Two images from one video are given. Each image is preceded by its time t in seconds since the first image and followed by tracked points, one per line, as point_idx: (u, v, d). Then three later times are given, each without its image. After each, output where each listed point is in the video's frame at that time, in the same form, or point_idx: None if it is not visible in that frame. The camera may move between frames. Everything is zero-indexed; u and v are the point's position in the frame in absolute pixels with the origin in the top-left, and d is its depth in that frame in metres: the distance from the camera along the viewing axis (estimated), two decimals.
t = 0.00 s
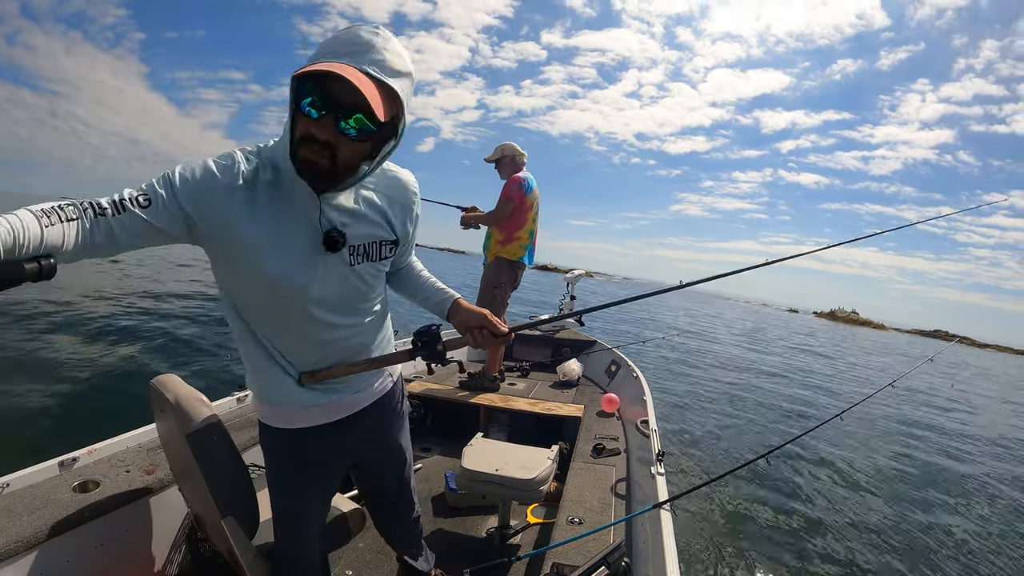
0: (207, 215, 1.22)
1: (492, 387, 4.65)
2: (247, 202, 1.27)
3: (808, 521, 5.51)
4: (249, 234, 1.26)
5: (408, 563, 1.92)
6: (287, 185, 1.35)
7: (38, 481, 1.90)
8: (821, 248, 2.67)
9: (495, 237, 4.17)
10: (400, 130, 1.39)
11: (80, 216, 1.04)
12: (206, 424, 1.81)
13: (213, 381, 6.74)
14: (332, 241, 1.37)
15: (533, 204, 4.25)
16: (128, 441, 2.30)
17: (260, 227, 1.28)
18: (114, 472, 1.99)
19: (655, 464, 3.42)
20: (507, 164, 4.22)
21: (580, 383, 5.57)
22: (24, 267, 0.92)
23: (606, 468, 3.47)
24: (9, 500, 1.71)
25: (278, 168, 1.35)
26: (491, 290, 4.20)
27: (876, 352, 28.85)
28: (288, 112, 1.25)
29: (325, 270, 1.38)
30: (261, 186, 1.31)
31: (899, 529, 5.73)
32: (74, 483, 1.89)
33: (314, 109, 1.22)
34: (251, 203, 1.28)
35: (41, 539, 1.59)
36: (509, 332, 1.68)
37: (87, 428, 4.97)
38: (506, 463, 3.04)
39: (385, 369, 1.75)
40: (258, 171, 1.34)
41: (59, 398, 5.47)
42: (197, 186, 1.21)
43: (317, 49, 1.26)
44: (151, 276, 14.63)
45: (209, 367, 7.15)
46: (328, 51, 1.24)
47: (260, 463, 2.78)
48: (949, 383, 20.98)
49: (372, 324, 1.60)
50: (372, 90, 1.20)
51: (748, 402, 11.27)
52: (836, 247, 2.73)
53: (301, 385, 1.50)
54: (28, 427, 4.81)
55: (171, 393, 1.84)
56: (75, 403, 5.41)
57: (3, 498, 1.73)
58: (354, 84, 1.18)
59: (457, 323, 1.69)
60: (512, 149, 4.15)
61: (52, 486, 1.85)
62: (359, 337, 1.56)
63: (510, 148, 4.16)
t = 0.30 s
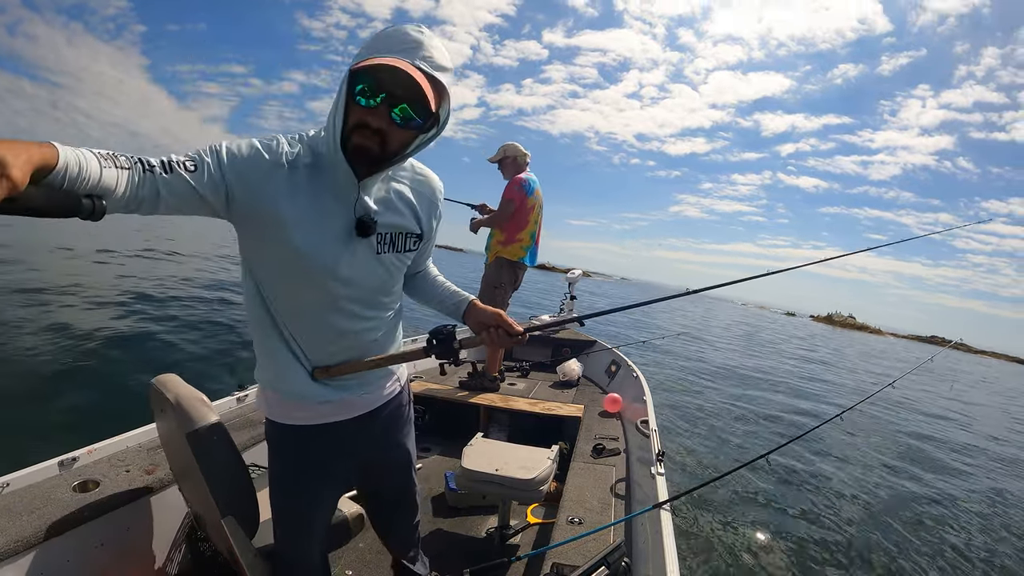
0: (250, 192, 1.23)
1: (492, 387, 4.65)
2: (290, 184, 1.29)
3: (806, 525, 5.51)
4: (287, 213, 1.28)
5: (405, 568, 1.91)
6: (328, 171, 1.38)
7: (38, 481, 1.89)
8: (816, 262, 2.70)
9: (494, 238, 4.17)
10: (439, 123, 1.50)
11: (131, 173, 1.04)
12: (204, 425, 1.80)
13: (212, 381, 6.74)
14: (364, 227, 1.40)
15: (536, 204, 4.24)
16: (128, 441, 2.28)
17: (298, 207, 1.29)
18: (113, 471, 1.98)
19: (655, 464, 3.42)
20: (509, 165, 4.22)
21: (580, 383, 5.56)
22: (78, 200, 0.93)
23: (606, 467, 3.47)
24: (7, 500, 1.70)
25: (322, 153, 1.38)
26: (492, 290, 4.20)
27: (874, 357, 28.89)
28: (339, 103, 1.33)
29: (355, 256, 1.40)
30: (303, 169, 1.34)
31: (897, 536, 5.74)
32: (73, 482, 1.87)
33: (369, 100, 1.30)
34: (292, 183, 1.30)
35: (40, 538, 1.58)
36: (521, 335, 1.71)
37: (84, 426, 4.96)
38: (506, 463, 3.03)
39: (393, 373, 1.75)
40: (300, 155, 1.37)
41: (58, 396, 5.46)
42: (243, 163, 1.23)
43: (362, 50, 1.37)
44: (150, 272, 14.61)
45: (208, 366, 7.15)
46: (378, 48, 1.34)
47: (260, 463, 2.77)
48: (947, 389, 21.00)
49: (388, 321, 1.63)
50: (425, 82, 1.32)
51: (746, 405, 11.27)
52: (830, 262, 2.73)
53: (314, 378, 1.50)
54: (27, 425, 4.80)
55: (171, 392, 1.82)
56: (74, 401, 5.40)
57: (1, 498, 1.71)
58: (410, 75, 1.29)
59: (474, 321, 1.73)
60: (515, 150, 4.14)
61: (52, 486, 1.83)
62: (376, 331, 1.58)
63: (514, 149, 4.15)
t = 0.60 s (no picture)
0: (297, 169, 1.32)
1: (492, 387, 4.65)
2: (333, 168, 1.39)
3: (807, 524, 5.52)
4: (326, 193, 1.36)
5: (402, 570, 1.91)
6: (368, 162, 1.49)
7: (38, 480, 1.88)
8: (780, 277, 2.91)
9: (495, 237, 4.18)
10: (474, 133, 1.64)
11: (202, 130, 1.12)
12: (205, 423, 1.80)
13: (212, 385, 6.73)
14: (397, 214, 1.50)
15: (536, 204, 4.23)
16: (128, 441, 2.28)
17: (338, 188, 1.38)
18: (114, 471, 1.98)
19: (655, 464, 3.42)
20: (512, 166, 4.20)
21: (580, 383, 5.56)
22: (156, 142, 0.98)
23: (606, 468, 3.47)
24: (6, 499, 1.69)
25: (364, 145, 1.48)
26: (492, 290, 4.19)
27: (873, 355, 28.88)
28: (393, 108, 1.41)
29: (385, 243, 1.48)
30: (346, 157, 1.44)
31: (899, 535, 5.74)
32: (74, 482, 1.87)
33: (425, 113, 1.41)
34: (335, 168, 1.39)
35: (40, 538, 1.57)
36: (537, 332, 1.82)
37: (83, 430, 4.94)
38: (506, 463, 3.03)
39: (399, 372, 1.77)
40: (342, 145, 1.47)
41: (57, 398, 5.44)
42: (292, 144, 1.33)
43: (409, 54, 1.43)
44: (149, 273, 14.57)
45: (208, 368, 7.13)
46: (428, 59, 1.41)
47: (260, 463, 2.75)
48: (948, 388, 20.98)
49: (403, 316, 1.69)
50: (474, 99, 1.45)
51: (747, 404, 11.27)
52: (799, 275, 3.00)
53: (328, 370, 1.51)
54: (25, 428, 4.78)
55: (171, 392, 1.81)
56: (72, 403, 5.38)
57: (0, 498, 1.70)
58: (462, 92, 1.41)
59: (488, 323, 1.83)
60: (517, 149, 4.11)
61: (52, 485, 1.83)
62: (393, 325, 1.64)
63: (518, 146, 4.13)
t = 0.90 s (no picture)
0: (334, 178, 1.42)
1: (492, 387, 4.68)
2: (365, 174, 1.50)
3: (810, 515, 5.55)
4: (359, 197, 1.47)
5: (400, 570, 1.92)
6: (394, 168, 1.61)
7: (38, 481, 1.90)
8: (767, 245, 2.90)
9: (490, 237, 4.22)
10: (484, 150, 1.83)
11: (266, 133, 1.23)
12: (204, 424, 1.82)
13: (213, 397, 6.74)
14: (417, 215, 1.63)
15: (530, 204, 4.26)
16: (128, 442, 2.30)
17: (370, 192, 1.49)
18: (114, 471, 2.00)
19: (655, 465, 3.45)
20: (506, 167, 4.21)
21: (580, 382, 5.59)
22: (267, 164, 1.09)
23: (606, 468, 3.50)
24: (8, 500, 1.72)
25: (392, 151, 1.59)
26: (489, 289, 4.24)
27: (874, 342, 28.88)
28: (429, 130, 1.55)
29: (409, 242, 1.62)
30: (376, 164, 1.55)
31: (901, 521, 5.77)
32: (74, 482, 1.89)
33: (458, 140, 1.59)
34: (366, 176, 1.50)
35: (42, 538, 1.59)
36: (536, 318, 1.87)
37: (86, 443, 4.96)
38: (506, 463, 3.06)
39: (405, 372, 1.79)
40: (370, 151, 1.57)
41: (58, 414, 5.45)
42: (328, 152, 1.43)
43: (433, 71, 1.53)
44: (147, 288, 14.59)
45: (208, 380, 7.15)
46: (452, 79, 1.52)
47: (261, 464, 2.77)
48: (948, 372, 21.03)
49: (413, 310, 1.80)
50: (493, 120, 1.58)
51: (749, 397, 11.30)
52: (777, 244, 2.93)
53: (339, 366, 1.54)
54: (25, 442, 4.78)
55: (171, 393, 1.83)
56: (72, 418, 5.39)
57: (2, 498, 1.72)
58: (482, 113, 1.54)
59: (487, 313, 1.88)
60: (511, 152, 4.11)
61: (52, 486, 1.85)
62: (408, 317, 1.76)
63: (513, 147, 4.15)
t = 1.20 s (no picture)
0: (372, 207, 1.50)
1: (492, 387, 4.69)
2: (401, 196, 1.59)
3: (810, 511, 5.57)
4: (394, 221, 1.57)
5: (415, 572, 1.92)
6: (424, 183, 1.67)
7: (38, 482, 1.90)
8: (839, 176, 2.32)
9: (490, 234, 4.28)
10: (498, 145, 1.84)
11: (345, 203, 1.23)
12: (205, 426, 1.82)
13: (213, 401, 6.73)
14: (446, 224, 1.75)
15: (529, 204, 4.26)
16: (128, 442, 2.29)
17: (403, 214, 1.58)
18: (114, 472, 1.99)
19: (655, 465, 3.46)
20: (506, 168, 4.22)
21: (580, 382, 5.60)
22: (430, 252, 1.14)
23: (606, 468, 3.51)
24: (8, 501, 1.71)
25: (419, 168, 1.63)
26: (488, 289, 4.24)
27: (874, 338, 28.88)
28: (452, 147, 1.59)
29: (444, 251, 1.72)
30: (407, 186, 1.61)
31: (902, 516, 5.79)
32: (74, 483, 1.89)
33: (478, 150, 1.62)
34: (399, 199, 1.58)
35: (43, 538, 1.58)
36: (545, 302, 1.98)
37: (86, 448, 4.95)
38: (506, 463, 3.07)
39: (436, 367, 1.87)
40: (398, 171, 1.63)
41: (57, 421, 5.44)
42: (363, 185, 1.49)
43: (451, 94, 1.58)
44: (145, 294, 14.55)
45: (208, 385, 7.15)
46: (467, 99, 1.55)
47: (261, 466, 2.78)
48: (948, 367, 21.04)
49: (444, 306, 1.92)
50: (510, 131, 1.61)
51: (750, 394, 11.32)
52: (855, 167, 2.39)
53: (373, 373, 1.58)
54: (24, 448, 4.77)
55: (171, 394, 1.83)
56: (71, 424, 5.38)
57: (2, 499, 1.72)
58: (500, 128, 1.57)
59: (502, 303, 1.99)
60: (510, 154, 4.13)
61: (52, 487, 1.84)
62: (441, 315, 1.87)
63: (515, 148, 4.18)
